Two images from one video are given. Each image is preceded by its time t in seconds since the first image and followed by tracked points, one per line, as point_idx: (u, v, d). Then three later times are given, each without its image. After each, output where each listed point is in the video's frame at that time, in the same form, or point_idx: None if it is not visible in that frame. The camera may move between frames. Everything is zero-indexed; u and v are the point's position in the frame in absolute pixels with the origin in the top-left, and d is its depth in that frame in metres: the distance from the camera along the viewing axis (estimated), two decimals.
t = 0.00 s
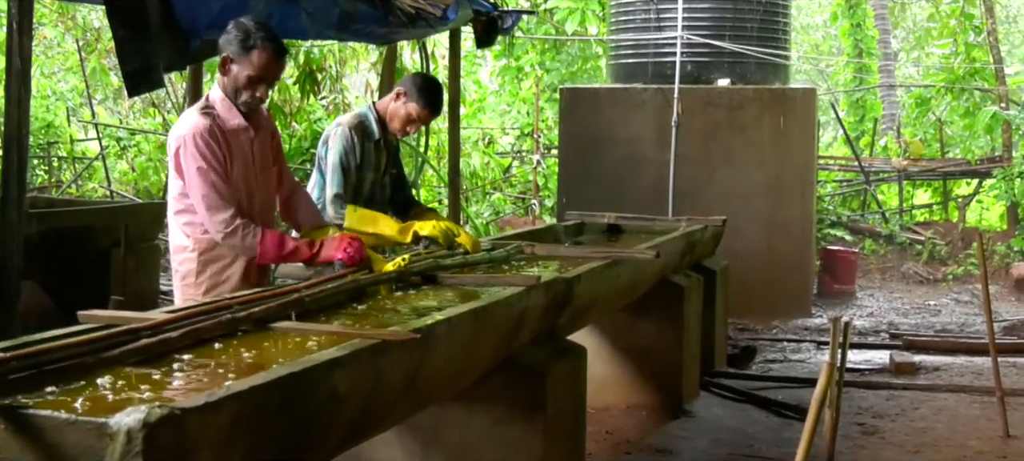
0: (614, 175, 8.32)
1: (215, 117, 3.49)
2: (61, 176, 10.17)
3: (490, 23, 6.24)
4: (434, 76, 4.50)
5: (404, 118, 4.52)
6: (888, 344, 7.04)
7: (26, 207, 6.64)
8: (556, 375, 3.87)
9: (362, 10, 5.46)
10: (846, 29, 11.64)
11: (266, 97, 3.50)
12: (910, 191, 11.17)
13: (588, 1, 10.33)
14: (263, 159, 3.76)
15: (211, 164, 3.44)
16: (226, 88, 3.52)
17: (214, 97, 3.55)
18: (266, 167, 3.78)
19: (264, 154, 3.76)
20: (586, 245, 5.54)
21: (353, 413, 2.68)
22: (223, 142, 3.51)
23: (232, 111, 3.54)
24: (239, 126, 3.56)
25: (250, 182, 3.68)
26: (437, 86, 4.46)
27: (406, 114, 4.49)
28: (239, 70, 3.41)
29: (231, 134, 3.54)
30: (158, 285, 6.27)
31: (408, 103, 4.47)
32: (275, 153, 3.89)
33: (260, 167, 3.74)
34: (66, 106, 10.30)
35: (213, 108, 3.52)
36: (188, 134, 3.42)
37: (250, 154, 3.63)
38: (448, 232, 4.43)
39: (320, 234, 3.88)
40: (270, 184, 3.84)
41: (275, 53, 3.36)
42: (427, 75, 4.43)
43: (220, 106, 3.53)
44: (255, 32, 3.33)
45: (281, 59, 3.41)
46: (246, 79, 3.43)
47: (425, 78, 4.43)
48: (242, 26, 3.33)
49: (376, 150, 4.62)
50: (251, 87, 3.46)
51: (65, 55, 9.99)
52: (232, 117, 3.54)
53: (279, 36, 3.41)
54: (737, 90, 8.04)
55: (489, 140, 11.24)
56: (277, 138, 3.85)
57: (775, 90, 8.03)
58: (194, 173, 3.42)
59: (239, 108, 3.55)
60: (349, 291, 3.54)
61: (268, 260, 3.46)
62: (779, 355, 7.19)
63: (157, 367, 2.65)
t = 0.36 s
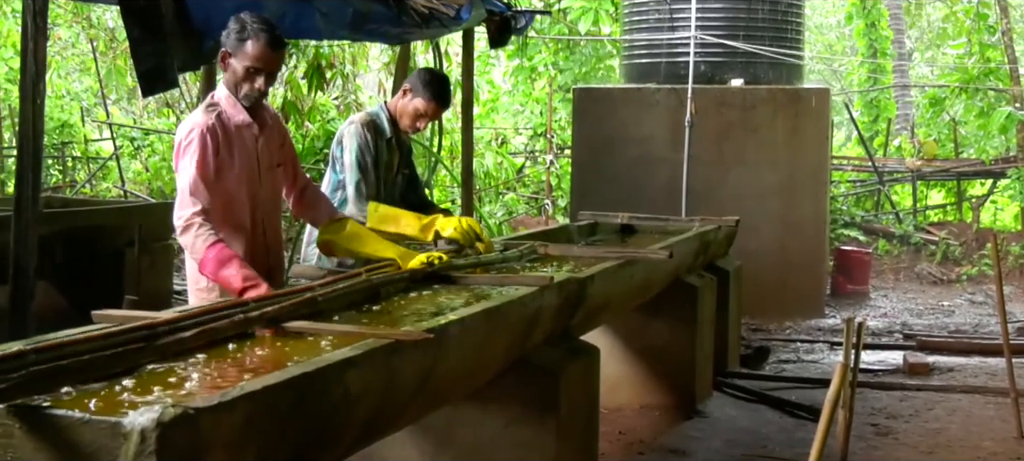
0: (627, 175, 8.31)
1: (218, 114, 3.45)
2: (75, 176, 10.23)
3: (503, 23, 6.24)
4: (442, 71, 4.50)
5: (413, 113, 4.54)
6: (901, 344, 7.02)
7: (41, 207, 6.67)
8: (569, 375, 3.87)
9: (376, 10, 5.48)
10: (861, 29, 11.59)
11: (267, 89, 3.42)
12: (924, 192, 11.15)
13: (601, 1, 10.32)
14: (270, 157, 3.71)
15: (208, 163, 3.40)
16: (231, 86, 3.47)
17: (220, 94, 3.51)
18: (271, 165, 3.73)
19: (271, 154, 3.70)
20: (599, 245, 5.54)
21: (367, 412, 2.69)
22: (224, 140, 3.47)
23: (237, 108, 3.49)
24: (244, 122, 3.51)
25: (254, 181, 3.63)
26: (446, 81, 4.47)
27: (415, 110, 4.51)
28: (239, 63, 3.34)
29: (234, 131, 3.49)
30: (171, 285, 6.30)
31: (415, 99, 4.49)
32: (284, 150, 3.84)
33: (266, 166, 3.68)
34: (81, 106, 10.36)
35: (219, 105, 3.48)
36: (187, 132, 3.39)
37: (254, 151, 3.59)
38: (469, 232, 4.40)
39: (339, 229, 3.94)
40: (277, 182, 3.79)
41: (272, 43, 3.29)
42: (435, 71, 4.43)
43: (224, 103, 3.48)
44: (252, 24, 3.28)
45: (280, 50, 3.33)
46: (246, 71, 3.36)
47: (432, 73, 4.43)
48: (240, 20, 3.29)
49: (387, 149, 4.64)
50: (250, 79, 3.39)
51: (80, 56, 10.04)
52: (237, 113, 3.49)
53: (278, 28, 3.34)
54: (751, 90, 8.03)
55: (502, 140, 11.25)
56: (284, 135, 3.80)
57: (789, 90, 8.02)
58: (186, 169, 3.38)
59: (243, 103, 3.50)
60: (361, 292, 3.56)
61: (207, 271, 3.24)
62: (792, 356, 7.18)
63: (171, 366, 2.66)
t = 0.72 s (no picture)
0: (636, 175, 8.31)
1: (223, 115, 3.45)
2: (84, 176, 10.26)
3: (512, 23, 6.25)
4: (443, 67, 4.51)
5: (419, 112, 4.54)
6: (910, 345, 7.01)
7: (50, 207, 6.70)
8: (577, 375, 3.88)
9: (385, 11, 5.50)
10: (870, 29, 11.56)
11: (268, 88, 3.41)
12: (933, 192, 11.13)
13: (610, 1, 10.31)
14: (279, 157, 3.70)
15: (213, 163, 3.41)
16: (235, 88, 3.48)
17: (226, 95, 3.51)
18: (280, 166, 3.72)
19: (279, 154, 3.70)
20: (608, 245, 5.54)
21: (375, 412, 2.70)
22: (229, 140, 3.47)
23: (242, 108, 3.49)
24: (250, 122, 3.52)
25: (263, 182, 3.62)
26: (448, 75, 4.48)
27: (421, 109, 4.50)
28: (240, 64, 3.34)
29: (239, 132, 3.50)
30: (180, 285, 6.32)
31: (420, 98, 4.49)
32: (294, 151, 3.83)
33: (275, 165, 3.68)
34: (90, 107, 10.41)
35: (225, 106, 3.49)
36: (192, 133, 3.41)
37: (261, 152, 3.58)
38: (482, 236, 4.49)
39: (340, 235, 4.00)
40: (287, 183, 3.78)
41: (269, 42, 3.28)
42: (437, 67, 4.44)
43: (230, 104, 3.49)
44: (250, 25, 3.28)
45: (279, 49, 3.32)
46: (247, 71, 3.36)
47: (434, 69, 4.43)
48: (240, 20, 3.30)
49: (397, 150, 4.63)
50: (249, 78, 3.39)
51: (89, 56, 10.07)
52: (243, 113, 3.49)
53: (277, 26, 3.33)
54: (759, 90, 8.02)
55: (511, 140, 11.26)
56: (295, 136, 3.79)
57: (798, 90, 8.01)
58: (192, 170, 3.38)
59: (248, 102, 3.50)
60: (369, 291, 3.56)
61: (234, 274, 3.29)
62: (801, 356, 7.17)
63: (179, 366, 2.67)
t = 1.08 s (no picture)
0: (646, 175, 8.30)
1: (237, 116, 3.46)
2: (95, 176, 10.32)
3: (523, 23, 6.25)
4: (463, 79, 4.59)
5: (432, 120, 4.59)
6: (921, 346, 6.99)
7: (62, 206, 6.73)
8: (588, 376, 3.88)
9: (396, 10, 5.52)
10: (881, 29, 11.52)
11: (282, 89, 3.42)
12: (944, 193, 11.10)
13: (621, 2, 10.31)
14: (292, 157, 3.71)
15: (220, 164, 3.42)
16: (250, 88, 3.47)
17: (241, 95, 3.52)
18: (293, 167, 3.74)
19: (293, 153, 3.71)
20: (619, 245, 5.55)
21: (386, 412, 2.71)
22: (241, 140, 3.48)
23: (257, 109, 3.49)
24: (263, 123, 3.52)
25: (274, 182, 3.64)
26: (467, 88, 4.55)
27: (436, 117, 4.56)
28: (253, 64, 3.34)
29: (252, 132, 3.51)
30: (191, 285, 6.35)
31: (437, 106, 4.54)
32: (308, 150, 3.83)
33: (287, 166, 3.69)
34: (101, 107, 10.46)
35: (239, 106, 3.49)
36: (206, 134, 3.41)
37: (273, 153, 3.60)
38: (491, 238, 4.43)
39: (361, 238, 3.94)
40: (300, 182, 3.80)
41: (281, 43, 3.27)
42: (459, 78, 4.52)
43: (245, 105, 3.49)
44: (264, 23, 3.27)
45: (292, 49, 3.31)
46: (260, 72, 3.36)
47: (455, 80, 4.51)
48: (254, 18, 3.29)
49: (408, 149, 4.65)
50: (263, 79, 3.39)
51: (100, 56, 10.10)
52: (257, 115, 3.50)
53: (291, 25, 3.33)
54: (770, 90, 8.01)
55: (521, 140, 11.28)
56: (309, 136, 3.80)
57: (809, 91, 8.00)
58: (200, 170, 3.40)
59: (262, 103, 3.50)
60: (380, 291, 3.57)
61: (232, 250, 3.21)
62: (811, 357, 7.16)
63: (190, 367, 2.68)
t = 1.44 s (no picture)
0: (653, 175, 8.30)
1: (251, 123, 3.45)
2: (103, 176, 10.37)
3: (530, 23, 6.25)
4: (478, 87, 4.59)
5: (444, 125, 4.59)
6: (929, 347, 6.98)
7: (70, 206, 6.77)
8: (595, 376, 3.89)
9: (404, 10, 5.52)
10: (889, 29, 11.49)
11: (294, 98, 3.38)
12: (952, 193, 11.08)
13: (628, 2, 10.30)
14: (308, 161, 3.71)
15: (235, 175, 3.41)
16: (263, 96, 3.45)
17: (255, 101, 3.50)
18: (309, 171, 3.73)
19: (308, 157, 3.70)
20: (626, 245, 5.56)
21: (393, 412, 2.72)
22: (255, 149, 3.47)
23: (271, 117, 3.49)
24: (277, 131, 3.51)
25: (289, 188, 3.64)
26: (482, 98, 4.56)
27: (447, 123, 4.57)
28: (265, 73, 3.29)
29: (265, 140, 3.50)
30: (199, 285, 6.38)
31: (450, 111, 4.54)
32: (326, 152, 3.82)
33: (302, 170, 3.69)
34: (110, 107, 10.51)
35: (253, 113, 3.48)
36: (219, 142, 3.41)
37: (288, 159, 3.59)
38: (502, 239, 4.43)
39: (387, 216, 3.92)
40: (316, 185, 3.80)
41: (292, 52, 3.20)
42: (474, 87, 4.52)
43: (259, 112, 3.48)
44: (275, 31, 3.21)
45: (304, 58, 3.24)
46: (272, 81, 3.32)
47: (471, 90, 4.51)
48: (265, 26, 3.24)
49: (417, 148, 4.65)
50: (275, 88, 3.36)
51: (109, 56, 10.14)
52: (270, 122, 3.49)
53: (305, 33, 3.25)
54: (778, 90, 8.01)
55: (529, 140, 11.29)
56: (326, 138, 3.79)
57: (817, 91, 7.99)
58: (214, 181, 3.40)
59: (276, 111, 3.48)
60: (386, 291, 3.57)
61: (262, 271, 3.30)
62: (819, 357, 7.15)
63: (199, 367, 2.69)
